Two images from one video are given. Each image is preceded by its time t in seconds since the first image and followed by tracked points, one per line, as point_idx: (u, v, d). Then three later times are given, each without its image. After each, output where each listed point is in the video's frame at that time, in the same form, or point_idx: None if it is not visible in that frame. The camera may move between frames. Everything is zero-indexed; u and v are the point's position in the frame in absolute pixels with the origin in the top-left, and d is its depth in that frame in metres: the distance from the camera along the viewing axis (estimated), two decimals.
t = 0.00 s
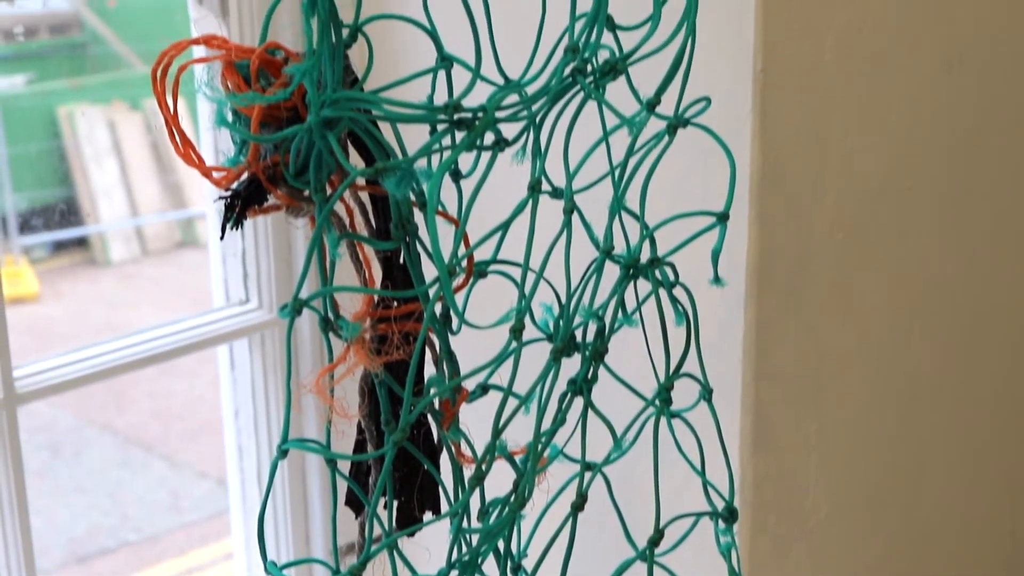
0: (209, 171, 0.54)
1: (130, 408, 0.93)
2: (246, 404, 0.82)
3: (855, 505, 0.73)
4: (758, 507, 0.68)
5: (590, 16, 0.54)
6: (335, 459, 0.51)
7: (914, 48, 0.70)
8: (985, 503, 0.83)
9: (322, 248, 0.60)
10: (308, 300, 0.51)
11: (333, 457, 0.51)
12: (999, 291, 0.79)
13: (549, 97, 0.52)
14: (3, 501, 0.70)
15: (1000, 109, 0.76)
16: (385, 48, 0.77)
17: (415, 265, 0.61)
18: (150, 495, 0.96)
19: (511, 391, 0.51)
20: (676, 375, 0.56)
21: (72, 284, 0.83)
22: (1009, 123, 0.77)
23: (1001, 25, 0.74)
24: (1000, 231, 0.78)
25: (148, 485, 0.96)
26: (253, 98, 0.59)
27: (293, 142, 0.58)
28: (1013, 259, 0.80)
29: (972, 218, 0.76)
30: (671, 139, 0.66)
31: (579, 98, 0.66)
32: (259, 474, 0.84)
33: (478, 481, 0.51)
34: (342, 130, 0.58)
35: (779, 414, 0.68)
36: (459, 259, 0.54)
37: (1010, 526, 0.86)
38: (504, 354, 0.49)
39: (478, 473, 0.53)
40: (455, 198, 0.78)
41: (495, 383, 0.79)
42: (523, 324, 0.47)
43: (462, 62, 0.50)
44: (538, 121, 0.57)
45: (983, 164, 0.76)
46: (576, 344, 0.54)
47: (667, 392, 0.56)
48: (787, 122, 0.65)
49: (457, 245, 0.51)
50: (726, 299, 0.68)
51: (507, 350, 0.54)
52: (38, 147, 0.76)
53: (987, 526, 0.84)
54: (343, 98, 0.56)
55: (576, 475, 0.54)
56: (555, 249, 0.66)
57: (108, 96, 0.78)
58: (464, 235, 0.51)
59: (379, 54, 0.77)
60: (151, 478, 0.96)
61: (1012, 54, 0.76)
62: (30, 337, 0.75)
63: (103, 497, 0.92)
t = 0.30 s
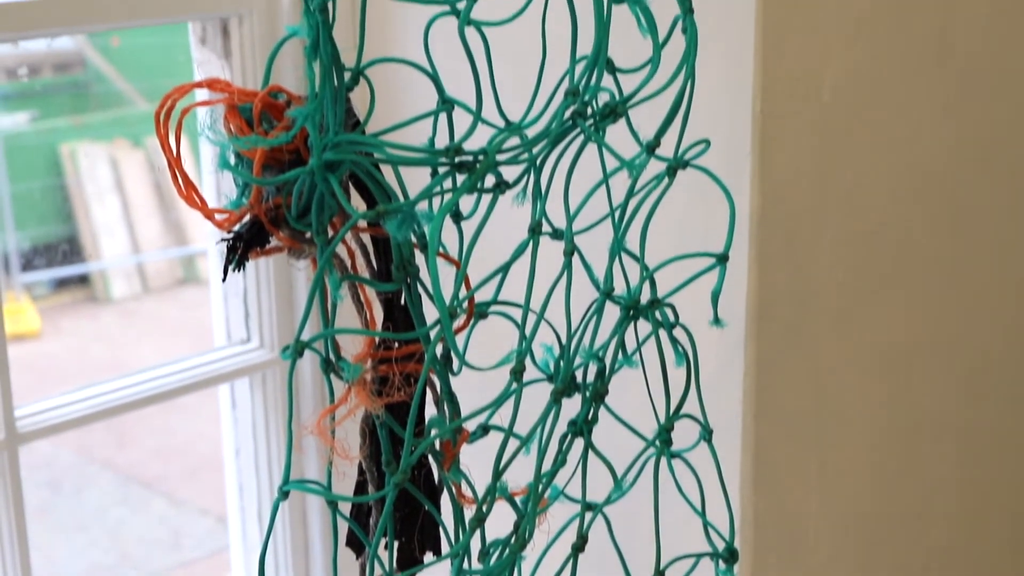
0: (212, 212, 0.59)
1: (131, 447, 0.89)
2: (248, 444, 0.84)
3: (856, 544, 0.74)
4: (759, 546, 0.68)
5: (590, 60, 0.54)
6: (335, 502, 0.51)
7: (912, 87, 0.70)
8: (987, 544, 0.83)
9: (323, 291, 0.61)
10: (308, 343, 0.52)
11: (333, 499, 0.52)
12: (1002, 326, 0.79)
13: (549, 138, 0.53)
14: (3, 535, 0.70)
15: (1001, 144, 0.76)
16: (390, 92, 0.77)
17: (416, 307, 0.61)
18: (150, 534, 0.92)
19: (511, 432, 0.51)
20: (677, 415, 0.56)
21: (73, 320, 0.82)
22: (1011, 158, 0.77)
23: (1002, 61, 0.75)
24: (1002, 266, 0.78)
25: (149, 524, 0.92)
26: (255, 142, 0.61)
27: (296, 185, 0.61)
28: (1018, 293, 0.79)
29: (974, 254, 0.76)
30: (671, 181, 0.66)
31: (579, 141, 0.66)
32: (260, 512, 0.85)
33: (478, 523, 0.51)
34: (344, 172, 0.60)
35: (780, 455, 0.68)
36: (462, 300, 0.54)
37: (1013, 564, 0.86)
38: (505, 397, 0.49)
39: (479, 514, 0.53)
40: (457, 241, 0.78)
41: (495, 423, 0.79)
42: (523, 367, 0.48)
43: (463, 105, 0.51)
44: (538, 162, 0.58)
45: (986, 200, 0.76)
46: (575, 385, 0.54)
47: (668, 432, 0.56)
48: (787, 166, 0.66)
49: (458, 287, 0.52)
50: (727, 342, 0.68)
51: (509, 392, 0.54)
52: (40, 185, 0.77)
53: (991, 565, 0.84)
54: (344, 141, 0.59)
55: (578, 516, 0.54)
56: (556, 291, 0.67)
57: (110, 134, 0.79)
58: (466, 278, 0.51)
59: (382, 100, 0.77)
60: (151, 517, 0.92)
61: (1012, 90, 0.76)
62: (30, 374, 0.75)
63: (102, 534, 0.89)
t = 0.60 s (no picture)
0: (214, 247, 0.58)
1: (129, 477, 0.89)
2: (248, 479, 0.83)
3: None
4: None
5: (589, 97, 0.55)
6: (336, 537, 0.50)
7: (909, 120, 0.71)
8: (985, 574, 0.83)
9: (324, 325, 0.61)
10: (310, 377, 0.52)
11: (334, 533, 0.51)
12: (999, 354, 0.80)
13: (549, 174, 0.53)
14: (2, 567, 0.70)
15: (997, 174, 0.77)
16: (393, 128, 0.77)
17: (416, 342, 0.61)
18: (149, 562, 0.90)
19: (511, 466, 0.51)
20: (677, 449, 0.56)
21: (74, 351, 0.83)
22: (1007, 188, 0.77)
23: (995, 92, 0.75)
24: (999, 294, 0.78)
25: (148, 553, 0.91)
26: (256, 177, 0.62)
27: (297, 220, 0.61)
28: (1013, 321, 0.80)
29: (973, 283, 0.77)
30: (671, 216, 0.66)
31: (579, 176, 0.66)
32: (259, 546, 0.85)
33: (479, 557, 0.51)
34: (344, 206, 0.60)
35: (781, 488, 0.68)
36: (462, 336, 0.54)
37: None
38: (505, 430, 0.49)
39: (480, 548, 0.53)
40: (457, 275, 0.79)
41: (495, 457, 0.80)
42: (523, 401, 0.47)
43: (466, 142, 0.51)
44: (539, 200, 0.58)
45: (983, 230, 0.77)
46: (576, 418, 0.54)
47: (668, 467, 0.55)
48: (786, 201, 0.66)
49: (458, 321, 0.52)
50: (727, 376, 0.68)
51: (509, 425, 0.53)
52: (41, 216, 0.77)
53: None
54: (346, 177, 0.59)
55: (578, 550, 0.53)
56: (556, 325, 0.67)
57: (110, 164, 0.80)
58: (465, 311, 0.51)
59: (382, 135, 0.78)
60: (150, 549, 0.92)
61: (1006, 120, 0.76)
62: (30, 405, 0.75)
63: (100, 564, 0.87)
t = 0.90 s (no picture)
0: (214, 284, 0.58)
1: (131, 510, 0.84)
2: (248, 513, 0.86)
3: None
4: None
5: (588, 135, 0.55)
6: (336, 575, 0.50)
7: (909, 155, 0.71)
8: None
9: (325, 363, 0.61)
10: (311, 415, 0.52)
11: (333, 572, 0.50)
12: (999, 387, 0.80)
13: (551, 212, 0.53)
14: None
15: (997, 207, 0.77)
16: (393, 165, 0.77)
17: (416, 379, 0.61)
18: None
19: (511, 504, 0.50)
20: (677, 485, 0.55)
21: (75, 386, 0.80)
22: (1007, 221, 0.78)
23: (994, 126, 0.76)
24: (998, 327, 0.79)
25: None
26: (257, 215, 0.62)
27: (297, 259, 0.61)
28: (1014, 353, 0.80)
29: (971, 317, 0.77)
30: (671, 253, 0.66)
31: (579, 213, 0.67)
32: None
33: None
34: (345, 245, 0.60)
35: (781, 524, 0.68)
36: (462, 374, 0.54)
37: None
38: (504, 467, 0.49)
39: None
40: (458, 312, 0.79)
41: (495, 493, 0.80)
42: (522, 437, 0.47)
43: (466, 180, 0.51)
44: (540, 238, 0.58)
45: (983, 263, 0.77)
46: (575, 455, 0.53)
47: (668, 504, 0.55)
48: (785, 237, 0.66)
49: (459, 360, 0.52)
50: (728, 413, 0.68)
51: (508, 462, 0.53)
52: (42, 249, 0.77)
53: None
54: (347, 216, 0.60)
55: None
56: (557, 362, 0.67)
57: (111, 198, 0.80)
58: (466, 349, 0.51)
59: (382, 171, 0.78)
60: None
61: (1005, 154, 0.77)
62: (32, 441, 0.76)
63: None
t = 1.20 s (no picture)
0: (215, 318, 0.57)
1: (131, 540, 0.83)
2: (247, 545, 0.85)
3: None
4: None
5: (588, 169, 0.55)
6: None
7: (908, 185, 0.71)
8: None
9: (326, 396, 0.60)
10: (312, 448, 0.52)
11: None
12: (997, 414, 0.80)
13: (551, 244, 0.54)
14: None
15: (994, 236, 0.77)
16: (393, 197, 0.78)
17: (416, 412, 0.61)
18: None
19: (512, 536, 0.50)
20: (678, 518, 0.55)
21: (74, 415, 0.81)
22: (1005, 249, 0.78)
23: (991, 156, 0.76)
24: (996, 354, 0.79)
25: None
26: (258, 248, 0.62)
27: (298, 292, 0.61)
28: (1011, 380, 0.81)
29: (969, 349, 0.77)
30: (671, 286, 0.66)
31: (580, 247, 0.67)
32: None
33: None
34: (345, 278, 0.60)
35: (782, 555, 0.68)
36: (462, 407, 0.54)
37: None
38: (505, 499, 0.48)
39: None
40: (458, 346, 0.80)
41: (495, 526, 0.80)
42: (523, 469, 0.47)
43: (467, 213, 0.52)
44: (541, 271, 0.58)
45: (981, 292, 0.77)
46: (575, 488, 0.53)
47: (669, 536, 0.55)
48: (786, 269, 0.66)
49: (459, 393, 0.52)
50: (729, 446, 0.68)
51: (509, 494, 0.53)
52: (43, 279, 0.77)
53: None
54: (348, 249, 0.60)
55: None
56: (558, 396, 0.67)
57: (112, 228, 0.80)
58: (466, 382, 0.51)
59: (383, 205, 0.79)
60: None
61: (1002, 185, 0.77)
62: (31, 470, 0.76)
63: None
